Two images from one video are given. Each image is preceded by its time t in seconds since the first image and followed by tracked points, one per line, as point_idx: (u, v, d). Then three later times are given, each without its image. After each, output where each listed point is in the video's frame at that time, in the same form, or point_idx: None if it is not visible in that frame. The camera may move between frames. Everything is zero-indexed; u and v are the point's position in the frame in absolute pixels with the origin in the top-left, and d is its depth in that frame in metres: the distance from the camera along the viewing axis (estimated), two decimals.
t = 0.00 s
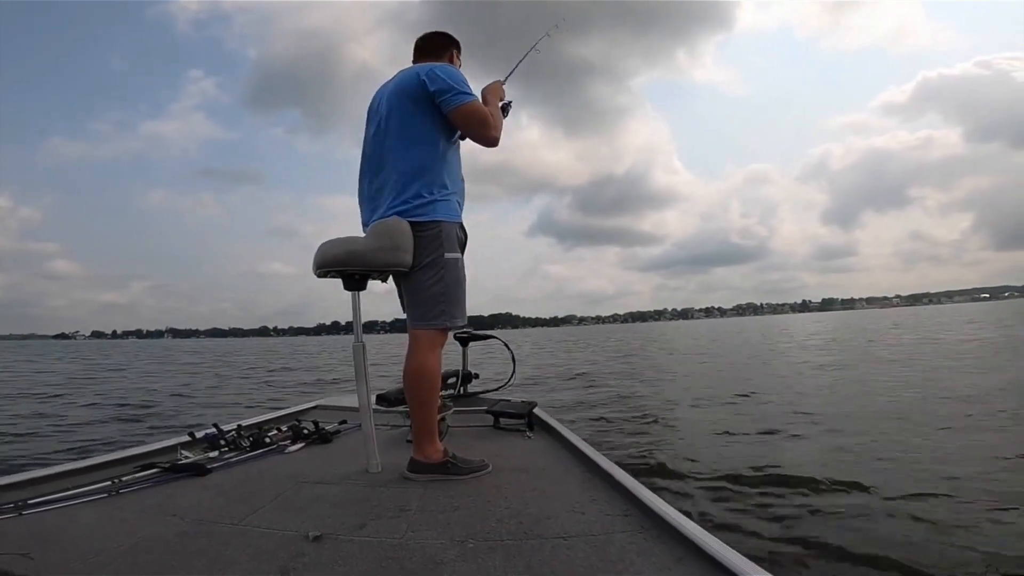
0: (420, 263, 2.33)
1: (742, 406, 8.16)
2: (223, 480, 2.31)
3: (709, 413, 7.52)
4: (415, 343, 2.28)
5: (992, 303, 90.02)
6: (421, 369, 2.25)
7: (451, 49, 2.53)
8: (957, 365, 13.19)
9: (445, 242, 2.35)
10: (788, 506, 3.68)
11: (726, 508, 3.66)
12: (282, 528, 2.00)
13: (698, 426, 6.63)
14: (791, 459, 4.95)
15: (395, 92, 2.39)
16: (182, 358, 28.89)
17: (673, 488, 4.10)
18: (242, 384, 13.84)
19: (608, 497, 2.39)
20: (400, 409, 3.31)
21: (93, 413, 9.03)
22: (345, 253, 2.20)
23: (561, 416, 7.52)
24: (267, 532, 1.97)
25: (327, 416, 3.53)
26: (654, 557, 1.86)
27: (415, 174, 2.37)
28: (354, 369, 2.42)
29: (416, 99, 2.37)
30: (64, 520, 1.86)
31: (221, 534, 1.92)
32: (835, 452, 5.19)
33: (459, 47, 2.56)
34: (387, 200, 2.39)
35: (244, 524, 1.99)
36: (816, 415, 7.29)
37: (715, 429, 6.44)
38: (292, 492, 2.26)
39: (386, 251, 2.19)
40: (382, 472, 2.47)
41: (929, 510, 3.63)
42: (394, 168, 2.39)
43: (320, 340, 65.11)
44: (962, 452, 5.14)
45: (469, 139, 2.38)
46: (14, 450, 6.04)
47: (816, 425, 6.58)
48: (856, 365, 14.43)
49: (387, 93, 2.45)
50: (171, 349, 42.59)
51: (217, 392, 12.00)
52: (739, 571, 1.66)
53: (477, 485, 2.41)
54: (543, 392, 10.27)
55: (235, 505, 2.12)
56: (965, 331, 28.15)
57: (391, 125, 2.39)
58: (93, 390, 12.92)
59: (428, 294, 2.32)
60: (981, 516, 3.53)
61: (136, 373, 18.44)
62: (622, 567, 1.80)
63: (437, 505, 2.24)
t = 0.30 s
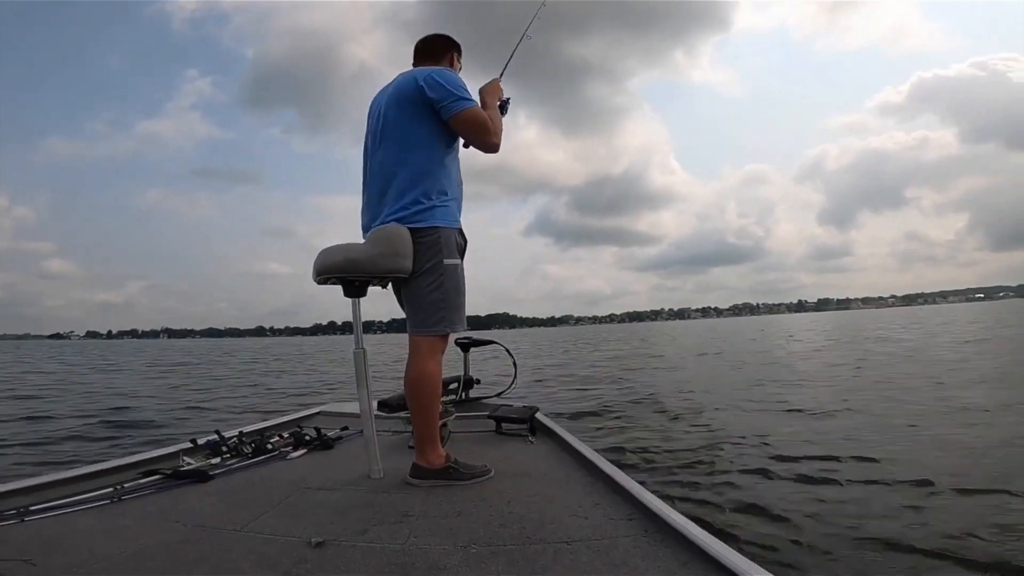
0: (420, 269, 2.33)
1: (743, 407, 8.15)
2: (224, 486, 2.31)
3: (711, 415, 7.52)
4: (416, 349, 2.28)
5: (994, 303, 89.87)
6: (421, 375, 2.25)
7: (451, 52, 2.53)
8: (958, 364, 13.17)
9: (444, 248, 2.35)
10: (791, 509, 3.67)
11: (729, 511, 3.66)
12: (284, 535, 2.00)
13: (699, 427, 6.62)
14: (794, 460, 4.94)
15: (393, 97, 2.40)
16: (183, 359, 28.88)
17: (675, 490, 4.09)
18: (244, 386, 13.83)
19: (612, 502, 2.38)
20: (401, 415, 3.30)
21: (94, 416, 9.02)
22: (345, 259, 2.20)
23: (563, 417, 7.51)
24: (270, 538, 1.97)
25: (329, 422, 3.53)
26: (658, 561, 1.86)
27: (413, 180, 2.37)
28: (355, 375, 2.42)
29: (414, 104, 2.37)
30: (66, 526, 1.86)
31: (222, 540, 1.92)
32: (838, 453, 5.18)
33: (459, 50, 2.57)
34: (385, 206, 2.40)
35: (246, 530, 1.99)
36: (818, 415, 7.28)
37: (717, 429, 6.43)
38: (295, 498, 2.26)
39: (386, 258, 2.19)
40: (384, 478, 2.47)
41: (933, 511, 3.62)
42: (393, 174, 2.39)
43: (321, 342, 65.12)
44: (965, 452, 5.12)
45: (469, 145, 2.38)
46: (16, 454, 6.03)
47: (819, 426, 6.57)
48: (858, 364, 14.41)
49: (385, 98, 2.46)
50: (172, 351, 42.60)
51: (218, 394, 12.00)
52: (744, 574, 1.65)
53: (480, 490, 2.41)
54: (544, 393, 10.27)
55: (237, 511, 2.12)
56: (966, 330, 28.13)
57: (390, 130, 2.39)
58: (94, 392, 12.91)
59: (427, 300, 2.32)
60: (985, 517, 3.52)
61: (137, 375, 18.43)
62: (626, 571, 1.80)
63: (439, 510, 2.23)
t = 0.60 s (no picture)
0: (419, 269, 2.33)
1: (741, 407, 8.17)
2: (223, 485, 2.30)
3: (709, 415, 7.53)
4: (415, 350, 2.28)
5: (989, 303, 90.27)
6: (420, 376, 2.25)
7: (447, 54, 2.53)
8: (955, 364, 13.22)
9: (443, 248, 2.35)
10: (788, 510, 3.68)
11: (727, 511, 3.67)
12: (282, 535, 1.99)
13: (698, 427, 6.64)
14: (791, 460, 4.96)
15: (389, 100, 2.40)
16: (181, 360, 28.83)
17: (673, 490, 4.10)
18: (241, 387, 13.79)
19: (611, 503, 2.39)
20: (400, 415, 3.30)
21: (91, 416, 8.99)
22: (344, 259, 2.19)
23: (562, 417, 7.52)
24: (268, 538, 1.96)
25: (328, 422, 3.52)
26: (657, 563, 1.86)
27: (410, 181, 2.37)
28: (354, 375, 2.42)
29: (410, 106, 2.37)
30: (64, 525, 1.85)
31: (221, 540, 1.91)
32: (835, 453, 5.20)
33: (455, 52, 2.57)
34: (382, 208, 2.40)
35: (244, 530, 1.99)
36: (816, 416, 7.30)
37: (715, 429, 6.44)
38: (293, 498, 2.26)
39: (386, 258, 2.19)
40: (383, 479, 2.47)
41: (929, 511, 3.63)
42: (390, 176, 2.39)
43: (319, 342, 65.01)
44: (961, 452, 5.15)
45: (466, 147, 2.38)
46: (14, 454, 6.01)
47: (816, 425, 6.59)
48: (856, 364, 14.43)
49: (381, 100, 2.46)
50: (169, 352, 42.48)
51: (216, 395, 11.97)
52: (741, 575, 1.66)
53: (479, 491, 2.41)
54: (542, 394, 10.29)
55: (235, 511, 2.11)
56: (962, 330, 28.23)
57: (386, 132, 2.39)
58: (92, 393, 12.87)
59: (426, 301, 2.32)
60: (981, 516, 3.54)
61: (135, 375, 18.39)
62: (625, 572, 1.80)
63: (438, 511, 2.23)
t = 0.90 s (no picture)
0: (418, 266, 2.33)
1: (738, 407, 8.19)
2: (219, 482, 2.30)
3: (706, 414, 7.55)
4: (414, 347, 2.28)
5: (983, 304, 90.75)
6: (418, 373, 2.25)
7: (445, 53, 2.54)
8: (951, 364, 13.29)
9: (441, 246, 2.35)
10: (785, 509, 3.69)
11: (724, 510, 3.68)
12: (279, 530, 1.99)
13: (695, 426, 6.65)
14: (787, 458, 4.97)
15: (388, 98, 2.40)
16: (177, 360, 28.73)
17: (670, 488, 4.11)
18: (238, 387, 13.75)
19: (607, 501, 2.40)
20: (398, 412, 3.30)
21: (87, 417, 8.95)
22: (342, 256, 2.19)
23: (560, 417, 7.52)
24: (265, 534, 1.96)
25: (325, 419, 3.52)
26: (653, 561, 1.87)
27: (409, 179, 2.37)
28: (352, 371, 2.42)
29: (409, 104, 2.37)
30: (60, 520, 1.85)
31: (217, 536, 1.91)
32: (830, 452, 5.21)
33: (453, 51, 2.57)
34: (382, 206, 2.40)
35: (241, 525, 1.99)
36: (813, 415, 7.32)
37: (712, 429, 6.44)
38: (290, 494, 2.26)
39: (385, 255, 2.19)
40: (380, 475, 2.47)
41: (925, 510, 3.65)
42: (389, 175, 2.39)
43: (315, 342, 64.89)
44: (957, 452, 5.16)
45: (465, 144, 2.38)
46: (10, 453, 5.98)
47: (812, 425, 6.61)
48: (853, 364, 14.48)
49: (380, 98, 2.45)
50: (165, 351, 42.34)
51: (212, 395, 11.93)
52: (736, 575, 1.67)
53: (476, 488, 2.42)
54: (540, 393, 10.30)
55: (232, 507, 2.11)
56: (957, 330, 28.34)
57: (385, 130, 2.39)
58: (88, 393, 12.81)
59: (424, 298, 2.32)
60: (976, 516, 3.55)
61: (131, 376, 18.32)
62: (621, 571, 1.81)
63: (435, 508, 2.24)
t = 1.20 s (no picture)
0: (418, 264, 2.33)
1: (737, 407, 8.20)
2: (219, 479, 2.29)
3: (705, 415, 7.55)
4: (414, 344, 2.28)
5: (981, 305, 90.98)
6: (418, 370, 2.25)
7: (445, 51, 2.54)
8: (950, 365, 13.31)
9: (442, 243, 2.35)
10: (783, 508, 3.69)
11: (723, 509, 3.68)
12: (278, 529, 1.99)
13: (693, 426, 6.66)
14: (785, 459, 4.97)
15: (390, 95, 2.40)
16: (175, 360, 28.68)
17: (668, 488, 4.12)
18: (237, 387, 13.73)
19: (606, 498, 2.40)
20: (397, 410, 3.30)
21: (85, 418, 8.93)
22: (342, 253, 2.19)
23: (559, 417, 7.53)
24: (264, 532, 1.96)
25: (325, 416, 3.52)
26: (651, 559, 1.87)
27: (411, 177, 2.37)
28: (351, 368, 2.42)
29: (411, 101, 2.37)
30: (60, 518, 1.85)
31: (217, 534, 1.91)
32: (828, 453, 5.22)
33: (453, 49, 2.57)
34: (383, 203, 2.39)
35: (240, 524, 1.98)
36: (812, 416, 7.33)
37: (711, 429, 6.45)
38: (290, 492, 2.25)
39: (385, 252, 2.19)
40: (380, 473, 2.47)
41: (923, 511, 3.65)
42: (391, 172, 2.39)
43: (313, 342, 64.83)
44: (955, 453, 5.17)
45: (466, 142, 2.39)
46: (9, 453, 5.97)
47: (811, 425, 6.62)
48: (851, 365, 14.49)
49: (382, 95, 2.46)
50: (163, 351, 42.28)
51: (211, 396, 11.90)
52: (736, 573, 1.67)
53: (476, 487, 2.42)
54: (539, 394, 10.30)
55: (232, 505, 2.11)
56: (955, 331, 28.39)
57: (387, 128, 2.39)
58: (86, 393, 12.79)
59: (425, 295, 2.32)
60: (974, 516, 3.56)
61: (130, 376, 18.30)
62: (620, 568, 1.81)
63: (434, 506, 2.23)
